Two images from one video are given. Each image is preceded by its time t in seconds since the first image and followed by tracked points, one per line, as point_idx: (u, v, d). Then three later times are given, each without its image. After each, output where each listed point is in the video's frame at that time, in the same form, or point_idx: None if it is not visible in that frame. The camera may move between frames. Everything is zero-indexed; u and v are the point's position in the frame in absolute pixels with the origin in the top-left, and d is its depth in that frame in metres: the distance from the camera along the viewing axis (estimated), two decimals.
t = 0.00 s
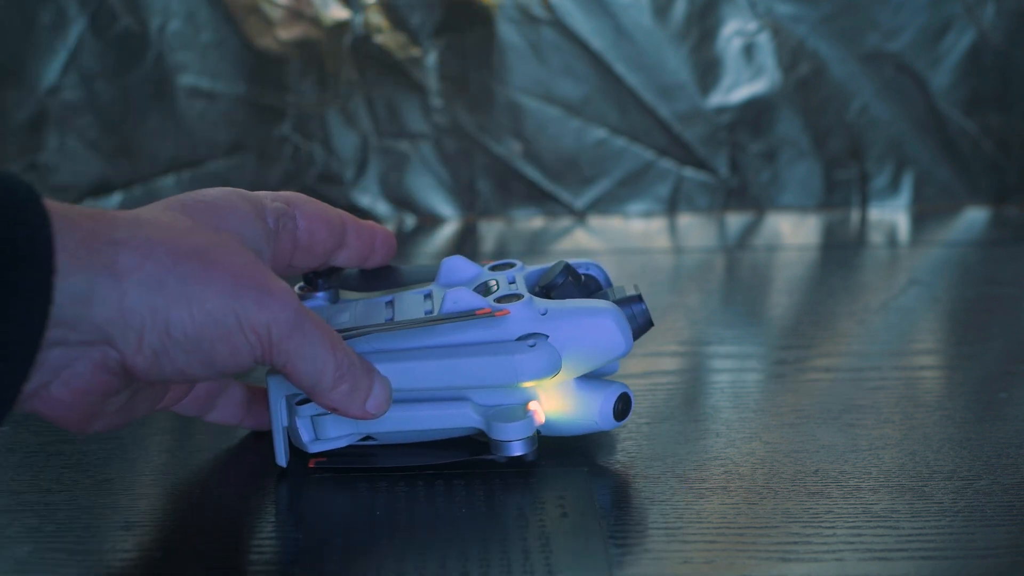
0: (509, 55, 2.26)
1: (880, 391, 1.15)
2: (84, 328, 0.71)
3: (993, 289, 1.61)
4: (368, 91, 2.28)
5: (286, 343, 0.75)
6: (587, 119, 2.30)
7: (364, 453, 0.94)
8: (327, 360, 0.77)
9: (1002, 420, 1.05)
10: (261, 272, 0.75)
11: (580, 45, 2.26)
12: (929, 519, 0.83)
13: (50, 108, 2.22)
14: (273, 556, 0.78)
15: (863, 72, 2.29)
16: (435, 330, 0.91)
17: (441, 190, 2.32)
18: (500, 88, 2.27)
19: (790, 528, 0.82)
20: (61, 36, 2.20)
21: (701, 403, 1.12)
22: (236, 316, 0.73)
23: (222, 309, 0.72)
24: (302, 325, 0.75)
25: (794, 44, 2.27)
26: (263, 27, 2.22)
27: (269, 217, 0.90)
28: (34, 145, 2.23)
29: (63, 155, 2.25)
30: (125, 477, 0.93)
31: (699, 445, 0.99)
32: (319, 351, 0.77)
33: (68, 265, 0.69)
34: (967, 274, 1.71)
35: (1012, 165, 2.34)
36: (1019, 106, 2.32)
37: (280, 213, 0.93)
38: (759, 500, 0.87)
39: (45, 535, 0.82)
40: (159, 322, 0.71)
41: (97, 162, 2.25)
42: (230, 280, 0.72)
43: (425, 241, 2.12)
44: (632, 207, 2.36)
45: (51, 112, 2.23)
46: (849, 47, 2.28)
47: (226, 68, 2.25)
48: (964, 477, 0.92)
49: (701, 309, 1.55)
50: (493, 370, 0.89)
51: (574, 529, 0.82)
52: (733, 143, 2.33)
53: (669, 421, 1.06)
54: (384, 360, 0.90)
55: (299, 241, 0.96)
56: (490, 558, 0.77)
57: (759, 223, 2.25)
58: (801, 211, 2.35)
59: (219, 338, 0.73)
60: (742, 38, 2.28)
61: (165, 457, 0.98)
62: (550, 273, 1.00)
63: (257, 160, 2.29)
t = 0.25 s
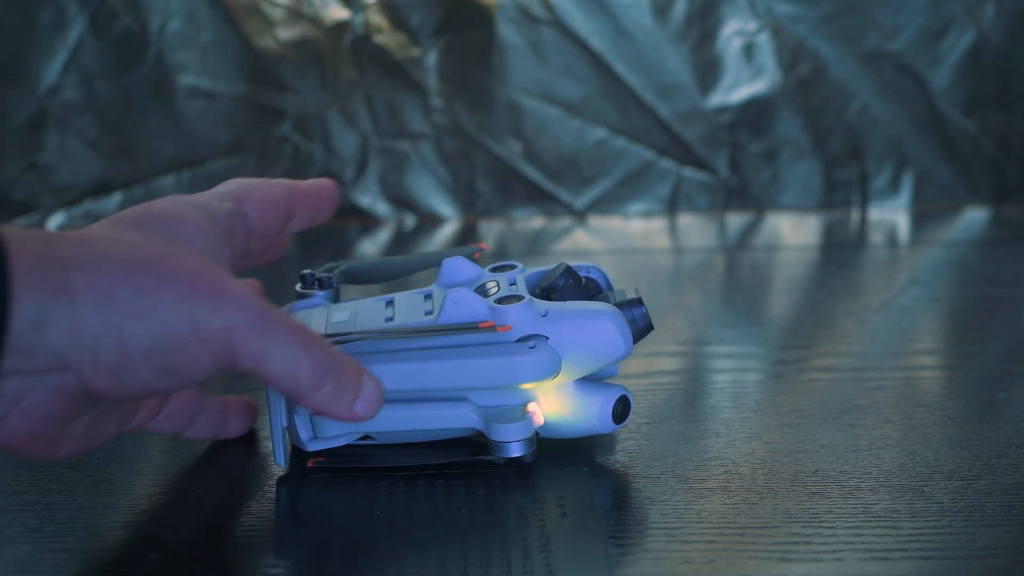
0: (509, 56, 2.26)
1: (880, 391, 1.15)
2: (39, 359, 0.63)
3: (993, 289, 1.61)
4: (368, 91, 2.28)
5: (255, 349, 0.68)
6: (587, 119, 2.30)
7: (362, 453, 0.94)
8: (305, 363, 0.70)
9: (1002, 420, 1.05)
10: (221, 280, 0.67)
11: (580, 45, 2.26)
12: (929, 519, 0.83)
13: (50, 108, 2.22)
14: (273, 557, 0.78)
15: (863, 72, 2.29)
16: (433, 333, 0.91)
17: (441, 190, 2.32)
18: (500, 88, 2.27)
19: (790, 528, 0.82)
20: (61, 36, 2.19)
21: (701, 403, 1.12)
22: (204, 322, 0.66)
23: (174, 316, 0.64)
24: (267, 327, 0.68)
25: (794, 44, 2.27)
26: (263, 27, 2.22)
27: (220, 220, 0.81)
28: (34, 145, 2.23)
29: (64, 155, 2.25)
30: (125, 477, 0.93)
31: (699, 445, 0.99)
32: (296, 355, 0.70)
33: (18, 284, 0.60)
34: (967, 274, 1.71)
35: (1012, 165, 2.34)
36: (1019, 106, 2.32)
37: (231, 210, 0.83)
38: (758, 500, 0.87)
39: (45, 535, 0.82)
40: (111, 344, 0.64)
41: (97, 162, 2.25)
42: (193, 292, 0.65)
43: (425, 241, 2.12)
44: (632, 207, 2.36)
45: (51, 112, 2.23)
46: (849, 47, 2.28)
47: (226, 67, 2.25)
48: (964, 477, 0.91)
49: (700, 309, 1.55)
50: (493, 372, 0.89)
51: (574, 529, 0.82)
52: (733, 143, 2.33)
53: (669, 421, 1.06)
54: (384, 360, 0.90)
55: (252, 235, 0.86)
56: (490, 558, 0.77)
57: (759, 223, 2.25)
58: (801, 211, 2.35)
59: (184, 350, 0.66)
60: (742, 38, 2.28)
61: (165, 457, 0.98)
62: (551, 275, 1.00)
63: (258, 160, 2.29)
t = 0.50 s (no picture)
0: (509, 56, 2.26)
1: (880, 391, 1.15)
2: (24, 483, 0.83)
3: (993, 289, 1.61)
4: (368, 91, 2.28)
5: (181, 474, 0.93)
6: (587, 119, 2.30)
7: (362, 453, 0.93)
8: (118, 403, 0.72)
9: (1002, 420, 1.05)
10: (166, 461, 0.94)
11: (580, 46, 2.25)
12: (929, 519, 0.83)
13: (51, 108, 2.23)
14: (273, 557, 0.78)
15: (863, 72, 2.29)
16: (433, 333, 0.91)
17: (442, 190, 2.32)
18: (499, 88, 2.27)
19: (790, 528, 0.82)
20: (61, 36, 2.19)
21: (702, 403, 1.12)
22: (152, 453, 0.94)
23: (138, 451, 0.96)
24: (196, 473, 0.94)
25: (794, 44, 2.27)
26: (263, 27, 2.22)
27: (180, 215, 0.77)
28: (34, 145, 2.24)
29: (64, 155, 2.25)
30: (124, 477, 0.93)
31: (700, 445, 0.99)
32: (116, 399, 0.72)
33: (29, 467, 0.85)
34: (967, 274, 1.71)
35: (1012, 165, 2.35)
36: (1020, 106, 2.32)
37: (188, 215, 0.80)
38: (758, 500, 0.87)
39: (45, 535, 0.82)
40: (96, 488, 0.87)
41: (97, 162, 2.26)
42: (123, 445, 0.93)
43: (425, 242, 2.12)
44: (632, 207, 2.36)
45: (52, 112, 2.23)
46: (849, 47, 2.28)
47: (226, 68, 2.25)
48: (964, 477, 0.91)
49: (700, 309, 1.55)
50: (493, 372, 0.89)
51: (575, 529, 0.82)
52: (733, 143, 2.33)
53: (669, 421, 1.06)
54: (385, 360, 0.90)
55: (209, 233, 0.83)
56: (490, 559, 0.77)
57: (758, 223, 2.25)
58: (801, 211, 2.35)
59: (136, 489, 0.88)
60: (742, 38, 2.27)
61: (166, 457, 0.98)
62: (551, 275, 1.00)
63: (258, 160, 2.29)
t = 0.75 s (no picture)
0: (509, 56, 2.26)
1: (880, 391, 1.15)
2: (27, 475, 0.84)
3: (993, 289, 1.61)
4: (368, 91, 2.28)
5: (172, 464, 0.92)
6: (587, 119, 2.30)
7: (363, 453, 0.93)
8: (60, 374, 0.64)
9: (1002, 420, 1.05)
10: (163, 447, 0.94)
11: (580, 45, 2.25)
12: (929, 519, 0.83)
13: (51, 108, 2.22)
14: (273, 557, 0.78)
15: (863, 72, 2.29)
16: (433, 332, 0.91)
17: (442, 190, 2.32)
18: (499, 88, 2.27)
19: (790, 528, 0.82)
20: (61, 36, 2.19)
21: (702, 403, 1.12)
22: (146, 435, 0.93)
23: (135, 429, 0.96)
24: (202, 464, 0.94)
25: (794, 44, 2.27)
26: (263, 27, 2.22)
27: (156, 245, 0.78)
28: (34, 144, 2.24)
29: (64, 155, 2.25)
30: (124, 477, 0.93)
31: (699, 445, 0.99)
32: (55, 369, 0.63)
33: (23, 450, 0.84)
34: (967, 274, 1.71)
35: (1012, 165, 2.35)
36: (1019, 106, 2.32)
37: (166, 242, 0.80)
38: (758, 500, 0.87)
39: (45, 535, 0.82)
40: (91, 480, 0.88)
41: (98, 162, 2.26)
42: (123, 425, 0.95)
43: (425, 242, 2.12)
44: (632, 207, 2.36)
45: (52, 112, 2.23)
46: (849, 47, 2.28)
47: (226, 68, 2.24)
48: (964, 477, 0.91)
49: (700, 309, 1.55)
50: (493, 371, 0.89)
51: (575, 529, 0.82)
52: (733, 143, 2.33)
53: (669, 421, 1.06)
54: (385, 360, 0.90)
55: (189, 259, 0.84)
56: (490, 558, 0.77)
57: (758, 223, 2.25)
58: (801, 211, 2.35)
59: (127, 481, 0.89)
60: (742, 38, 2.27)
61: (165, 457, 0.98)
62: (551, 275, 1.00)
63: (258, 160, 2.29)
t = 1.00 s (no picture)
0: (509, 56, 2.26)
1: (880, 391, 1.15)
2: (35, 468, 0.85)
3: (993, 289, 1.61)
4: (368, 92, 2.28)
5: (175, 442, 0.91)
6: (587, 119, 2.30)
7: (363, 453, 0.93)
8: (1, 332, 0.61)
9: (1002, 420, 1.05)
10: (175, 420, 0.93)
11: (580, 45, 2.25)
12: (929, 519, 0.83)
13: (51, 108, 2.23)
14: (272, 557, 0.78)
15: (863, 72, 2.29)
16: (433, 332, 0.91)
17: (442, 190, 2.32)
18: (499, 88, 2.27)
19: (790, 528, 0.82)
20: (61, 36, 2.19)
21: (702, 403, 1.12)
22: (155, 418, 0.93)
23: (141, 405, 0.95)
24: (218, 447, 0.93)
25: (794, 44, 2.27)
26: (263, 27, 2.22)
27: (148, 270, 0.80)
28: (34, 145, 2.24)
29: (64, 155, 2.25)
30: (124, 477, 0.93)
31: (699, 445, 0.99)
32: None
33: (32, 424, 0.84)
34: (967, 274, 1.71)
35: (1012, 165, 2.35)
36: (1020, 106, 2.32)
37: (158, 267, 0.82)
38: (758, 500, 0.87)
39: (45, 535, 0.82)
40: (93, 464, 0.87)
41: (98, 162, 2.26)
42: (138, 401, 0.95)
43: (425, 242, 2.12)
44: (632, 207, 2.36)
45: (52, 112, 2.23)
46: (849, 47, 2.28)
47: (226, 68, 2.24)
48: (964, 477, 0.91)
49: (700, 309, 1.55)
50: (493, 372, 0.89)
51: (575, 529, 0.82)
52: (733, 143, 2.33)
53: (669, 421, 1.06)
54: (385, 360, 0.90)
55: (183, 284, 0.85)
56: (490, 558, 0.77)
57: (758, 223, 2.25)
58: (801, 211, 2.35)
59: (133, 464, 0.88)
60: (742, 38, 2.27)
61: (165, 457, 0.98)
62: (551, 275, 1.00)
63: (258, 160, 2.29)
